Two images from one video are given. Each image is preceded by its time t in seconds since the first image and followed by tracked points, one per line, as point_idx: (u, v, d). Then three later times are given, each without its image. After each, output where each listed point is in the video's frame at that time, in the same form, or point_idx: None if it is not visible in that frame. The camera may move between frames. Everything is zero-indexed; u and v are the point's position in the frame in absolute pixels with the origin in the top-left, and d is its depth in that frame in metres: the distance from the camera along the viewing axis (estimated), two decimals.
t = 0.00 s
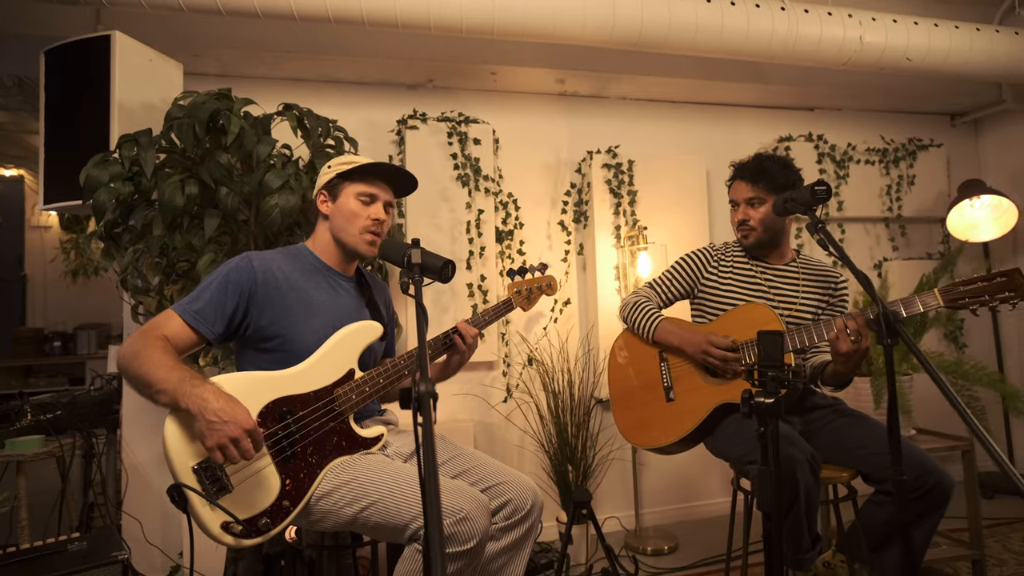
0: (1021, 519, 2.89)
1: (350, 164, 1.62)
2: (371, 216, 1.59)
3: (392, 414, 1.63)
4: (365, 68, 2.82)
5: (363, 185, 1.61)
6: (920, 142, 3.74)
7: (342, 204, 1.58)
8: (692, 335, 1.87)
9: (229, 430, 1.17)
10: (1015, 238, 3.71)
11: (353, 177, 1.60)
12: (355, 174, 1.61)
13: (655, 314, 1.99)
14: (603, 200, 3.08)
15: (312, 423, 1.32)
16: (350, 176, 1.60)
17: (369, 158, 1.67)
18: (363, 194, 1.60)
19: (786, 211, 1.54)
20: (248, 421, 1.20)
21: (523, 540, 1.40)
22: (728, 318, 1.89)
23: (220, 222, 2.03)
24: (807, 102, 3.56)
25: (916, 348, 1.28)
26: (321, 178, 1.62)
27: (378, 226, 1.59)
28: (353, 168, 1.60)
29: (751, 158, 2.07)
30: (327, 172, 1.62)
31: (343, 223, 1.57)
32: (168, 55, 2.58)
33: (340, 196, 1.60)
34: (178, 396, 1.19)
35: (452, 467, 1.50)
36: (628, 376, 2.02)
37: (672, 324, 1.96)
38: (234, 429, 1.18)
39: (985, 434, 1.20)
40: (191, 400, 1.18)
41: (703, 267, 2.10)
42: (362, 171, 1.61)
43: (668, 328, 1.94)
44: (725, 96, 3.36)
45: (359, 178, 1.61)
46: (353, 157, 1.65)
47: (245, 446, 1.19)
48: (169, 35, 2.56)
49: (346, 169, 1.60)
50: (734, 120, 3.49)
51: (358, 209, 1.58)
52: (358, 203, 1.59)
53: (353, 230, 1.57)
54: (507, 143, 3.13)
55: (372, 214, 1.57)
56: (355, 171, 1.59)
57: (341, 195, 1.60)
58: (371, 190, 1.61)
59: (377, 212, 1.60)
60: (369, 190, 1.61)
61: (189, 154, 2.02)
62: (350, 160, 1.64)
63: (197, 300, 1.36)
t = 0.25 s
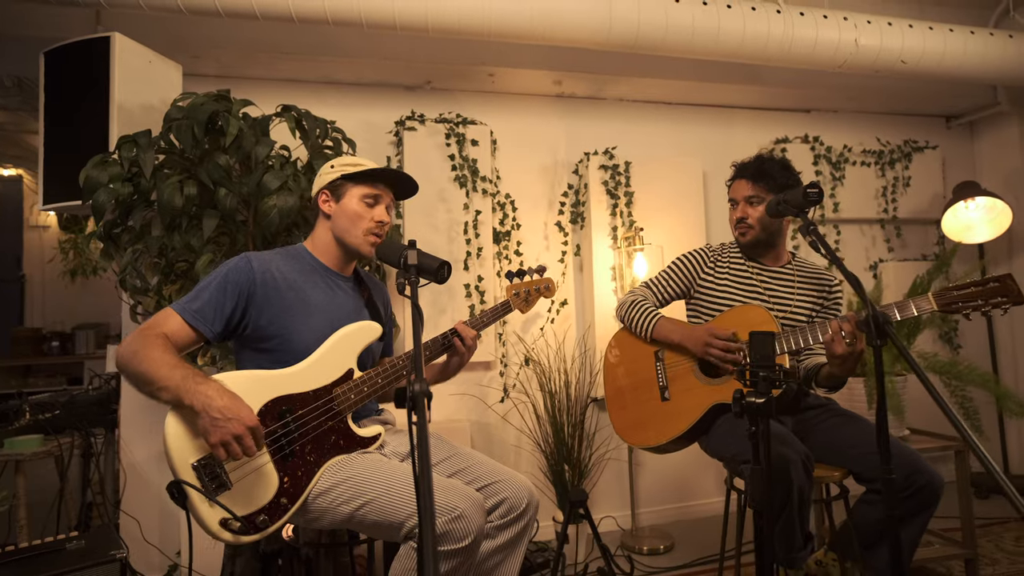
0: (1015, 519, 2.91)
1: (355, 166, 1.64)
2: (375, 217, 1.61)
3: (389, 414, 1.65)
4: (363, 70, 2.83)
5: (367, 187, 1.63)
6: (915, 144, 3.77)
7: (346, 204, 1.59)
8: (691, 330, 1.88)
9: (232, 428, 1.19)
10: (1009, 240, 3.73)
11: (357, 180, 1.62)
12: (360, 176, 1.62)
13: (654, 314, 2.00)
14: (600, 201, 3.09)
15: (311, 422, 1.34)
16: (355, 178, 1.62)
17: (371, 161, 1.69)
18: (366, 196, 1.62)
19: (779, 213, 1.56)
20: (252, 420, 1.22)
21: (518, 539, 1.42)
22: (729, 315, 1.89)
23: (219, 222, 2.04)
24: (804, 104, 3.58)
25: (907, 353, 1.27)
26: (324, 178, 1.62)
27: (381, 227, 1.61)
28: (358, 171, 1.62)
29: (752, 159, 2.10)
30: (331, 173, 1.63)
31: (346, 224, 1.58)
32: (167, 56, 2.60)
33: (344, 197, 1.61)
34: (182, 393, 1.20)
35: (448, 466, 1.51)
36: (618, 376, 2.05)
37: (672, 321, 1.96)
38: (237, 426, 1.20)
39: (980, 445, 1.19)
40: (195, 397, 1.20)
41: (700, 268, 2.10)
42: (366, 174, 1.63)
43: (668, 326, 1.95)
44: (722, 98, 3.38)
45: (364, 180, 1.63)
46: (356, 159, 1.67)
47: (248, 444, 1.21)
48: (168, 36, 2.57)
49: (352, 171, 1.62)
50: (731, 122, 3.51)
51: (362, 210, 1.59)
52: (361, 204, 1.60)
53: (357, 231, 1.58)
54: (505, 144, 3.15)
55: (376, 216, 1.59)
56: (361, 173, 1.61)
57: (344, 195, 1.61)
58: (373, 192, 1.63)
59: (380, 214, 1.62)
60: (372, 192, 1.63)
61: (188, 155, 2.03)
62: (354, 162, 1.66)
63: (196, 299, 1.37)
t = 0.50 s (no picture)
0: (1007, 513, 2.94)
1: (354, 166, 1.64)
2: (374, 217, 1.63)
3: (384, 410, 1.66)
4: (359, 68, 2.84)
5: (366, 187, 1.64)
6: (910, 141, 3.78)
7: (346, 205, 1.60)
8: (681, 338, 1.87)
9: (230, 421, 1.21)
10: (1004, 237, 3.75)
11: (356, 179, 1.63)
12: (359, 176, 1.64)
13: (647, 311, 2.01)
14: (596, 199, 3.11)
15: (306, 417, 1.35)
16: (354, 178, 1.63)
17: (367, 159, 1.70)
18: (365, 195, 1.63)
19: (770, 211, 1.57)
20: (249, 414, 1.23)
21: (511, 533, 1.44)
22: (720, 314, 1.91)
23: (215, 220, 2.05)
24: (799, 101, 3.59)
25: (894, 350, 1.27)
26: (322, 178, 1.62)
27: (379, 227, 1.64)
28: (359, 172, 1.63)
29: (748, 158, 2.12)
30: (329, 172, 1.62)
31: (346, 224, 1.60)
32: (162, 55, 2.60)
33: (342, 196, 1.62)
34: (180, 386, 1.22)
35: (443, 461, 1.53)
36: (609, 372, 2.07)
37: (661, 321, 1.98)
38: (235, 420, 1.21)
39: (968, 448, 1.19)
40: (193, 390, 1.21)
41: (694, 265, 2.12)
42: (366, 175, 1.64)
43: (656, 327, 1.95)
44: (717, 95, 3.39)
45: (363, 180, 1.64)
46: (353, 158, 1.67)
47: (245, 437, 1.23)
48: (164, 35, 2.58)
49: (352, 172, 1.63)
50: (727, 119, 3.52)
51: (361, 210, 1.61)
52: (360, 204, 1.62)
53: (358, 232, 1.60)
54: (501, 142, 3.16)
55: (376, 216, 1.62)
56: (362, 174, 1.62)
57: (343, 195, 1.61)
58: (372, 192, 1.64)
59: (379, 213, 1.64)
60: (371, 192, 1.64)
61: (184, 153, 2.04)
62: (351, 161, 1.66)
63: (191, 295, 1.39)
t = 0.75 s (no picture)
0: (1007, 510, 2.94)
1: (348, 171, 1.67)
2: (367, 221, 1.66)
3: (381, 410, 1.68)
4: (358, 71, 2.86)
5: (358, 191, 1.67)
6: (909, 139, 3.78)
7: (339, 209, 1.62)
8: (676, 343, 1.89)
9: (228, 420, 1.23)
10: (1003, 234, 3.75)
11: (350, 184, 1.65)
12: (353, 181, 1.66)
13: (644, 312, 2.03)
14: (594, 199, 3.12)
15: (302, 417, 1.37)
16: (348, 182, 1.65)
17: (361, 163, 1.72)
18: (357, 199, 1.65)
19: (762, 211, 1.57)
20: (246, 414, 1.25)
21: (507, 531, 1.46)
22: (713, 314, 1.93)
23: (215, 224, 2.08)
24: (797, 100, 3.60)
25: (884, 351, 1.28)
26: (316, 183, 1.64)
27: (372, 230, 1.66)
28: (352, 176, 1.65)
29: (746, 160, 2.12)
30: (323, 177, 1.64)
31: (339, 228, 1.62)
32: (163, 60, 2.63)
33: (335, 201, 1.64)
34: (179, 387, 1.24)
35: (439, 460, 1.55)
36: (606, 372, 2.08)
37: (655, 325, 2.00)
38: (234, 419, 1.23)
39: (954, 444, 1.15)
40: (191, 390, 1.24)
41: (691, 265, 2.13)
42: (359, 179, 1.67)
43: (651, 330, 1.97)
44: (715, 95, 3.40)
45: (356, 185, 1.66)
46: (347, 163, 1.70)
47: (243, 436, 1.25)
48: (164, 40, 2.60)
49: (346, 176, 1.65)
50: (725, 119, 3.53)
51: (354, 214, 1.63)
52: (353, 209, 1.64)
53: (350, 235, 1.62)
54: (499, 143, 3.17)
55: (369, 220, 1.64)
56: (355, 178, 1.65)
57: (336, 200, 1.64)
58: (365, 196, 1.67)
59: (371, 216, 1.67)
60: (363, 196, 1.67)
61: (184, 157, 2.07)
62: (345, 166, 1.68)
63: (188, 300, 1.41)
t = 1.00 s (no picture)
0: (1004, 510, 2.95)
1: (337, 170, 1.70)
2: (357, 219, 1.67)
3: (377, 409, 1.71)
4: (358, 73, 2.89)
5: (349, 190, 1.69)
6: (908, 138, 3.79)
7: (329, 208, 1.65)
8: (653, 360, 1.92)
9: (225, 419, 1.25)
10: (1003, 233, 3.75)
11: (340, 183, 1.68)
12: (342, 180, 1.69)
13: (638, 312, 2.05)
14: (592, 199, 3.14)
15: (298, 417, 1.39)
16: (338, 182, 1.68)
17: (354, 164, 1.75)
18: (348, 198, 1.68)
19: (755, 212, 1.58)
20: (243, 413, 1.28)
21: (500, 529, 1.48)
22: (705, 315, 1.94)
23: (216, 225, 2.11)
24: (796, 100, 3.61)
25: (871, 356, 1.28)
26: (308, 186, 1.69)
27: (363, 228, 1.67)
28: (341, 175, 1.68)
29: (745, 162, 2.12)
30: (315, 180, 1.69)
31: (329, 226, 1.65)
32: (164, 63, 2.66)
33: (326, 201, 1.67)
34: (177, 387, 1.26)
35: (434, 459, 1.58)
36: (600, 372, 2.11)
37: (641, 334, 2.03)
38: (230, 419, 1.26)
39: (939, 450, 1.13)
40: (189, 391, 1.26)
41: (686, 266, 2.15)
42: (349, 178, 1.69)
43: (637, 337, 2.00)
44: (714, 96, 3.42)
45: (345, 184, 1.69)
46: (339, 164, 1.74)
47: (240, 436, 1.27)
48: (166, 43, 2.63)
49: (334, 175, 1.68)
50: (723, 119, 3.55)
51: (344, 212, 1.65)
52: (343, 207, 1.66)
53: (340, 233, 1.64)
54: (498, 145, 3.19)
55: (359, 217, 1.65)
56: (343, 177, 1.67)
57: (327, 200, 1.67)
58: (355, 195, 1.69)
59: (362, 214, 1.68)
60: (354, 195, 1.69)
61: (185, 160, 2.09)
62: (336, 167, 1.72)
63: (187, 301, 1.44)
